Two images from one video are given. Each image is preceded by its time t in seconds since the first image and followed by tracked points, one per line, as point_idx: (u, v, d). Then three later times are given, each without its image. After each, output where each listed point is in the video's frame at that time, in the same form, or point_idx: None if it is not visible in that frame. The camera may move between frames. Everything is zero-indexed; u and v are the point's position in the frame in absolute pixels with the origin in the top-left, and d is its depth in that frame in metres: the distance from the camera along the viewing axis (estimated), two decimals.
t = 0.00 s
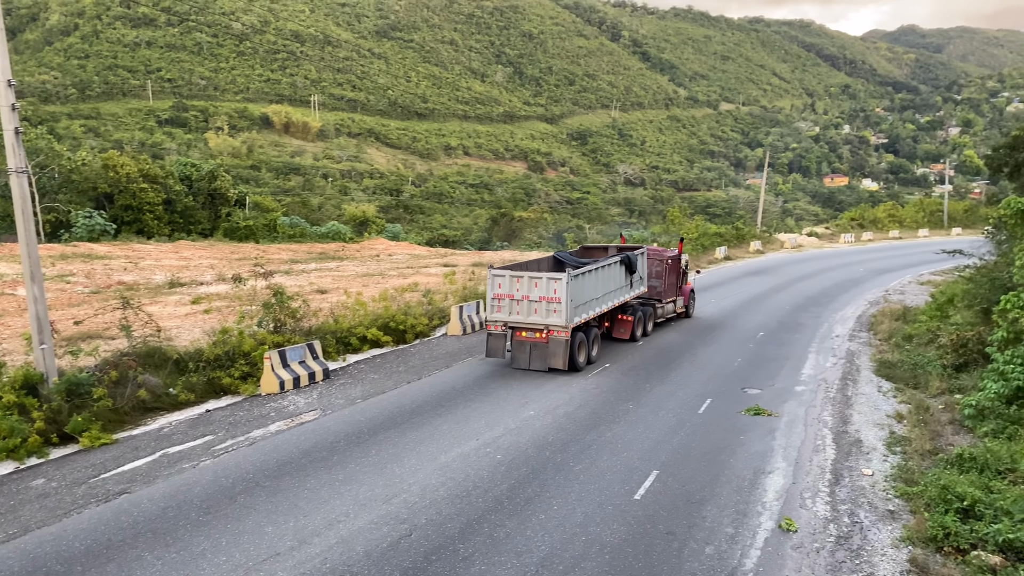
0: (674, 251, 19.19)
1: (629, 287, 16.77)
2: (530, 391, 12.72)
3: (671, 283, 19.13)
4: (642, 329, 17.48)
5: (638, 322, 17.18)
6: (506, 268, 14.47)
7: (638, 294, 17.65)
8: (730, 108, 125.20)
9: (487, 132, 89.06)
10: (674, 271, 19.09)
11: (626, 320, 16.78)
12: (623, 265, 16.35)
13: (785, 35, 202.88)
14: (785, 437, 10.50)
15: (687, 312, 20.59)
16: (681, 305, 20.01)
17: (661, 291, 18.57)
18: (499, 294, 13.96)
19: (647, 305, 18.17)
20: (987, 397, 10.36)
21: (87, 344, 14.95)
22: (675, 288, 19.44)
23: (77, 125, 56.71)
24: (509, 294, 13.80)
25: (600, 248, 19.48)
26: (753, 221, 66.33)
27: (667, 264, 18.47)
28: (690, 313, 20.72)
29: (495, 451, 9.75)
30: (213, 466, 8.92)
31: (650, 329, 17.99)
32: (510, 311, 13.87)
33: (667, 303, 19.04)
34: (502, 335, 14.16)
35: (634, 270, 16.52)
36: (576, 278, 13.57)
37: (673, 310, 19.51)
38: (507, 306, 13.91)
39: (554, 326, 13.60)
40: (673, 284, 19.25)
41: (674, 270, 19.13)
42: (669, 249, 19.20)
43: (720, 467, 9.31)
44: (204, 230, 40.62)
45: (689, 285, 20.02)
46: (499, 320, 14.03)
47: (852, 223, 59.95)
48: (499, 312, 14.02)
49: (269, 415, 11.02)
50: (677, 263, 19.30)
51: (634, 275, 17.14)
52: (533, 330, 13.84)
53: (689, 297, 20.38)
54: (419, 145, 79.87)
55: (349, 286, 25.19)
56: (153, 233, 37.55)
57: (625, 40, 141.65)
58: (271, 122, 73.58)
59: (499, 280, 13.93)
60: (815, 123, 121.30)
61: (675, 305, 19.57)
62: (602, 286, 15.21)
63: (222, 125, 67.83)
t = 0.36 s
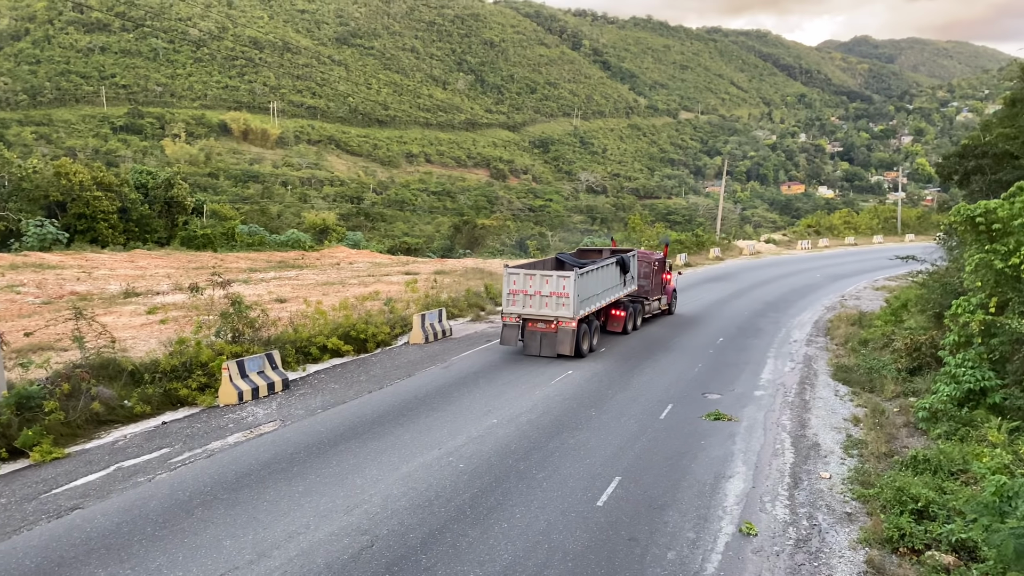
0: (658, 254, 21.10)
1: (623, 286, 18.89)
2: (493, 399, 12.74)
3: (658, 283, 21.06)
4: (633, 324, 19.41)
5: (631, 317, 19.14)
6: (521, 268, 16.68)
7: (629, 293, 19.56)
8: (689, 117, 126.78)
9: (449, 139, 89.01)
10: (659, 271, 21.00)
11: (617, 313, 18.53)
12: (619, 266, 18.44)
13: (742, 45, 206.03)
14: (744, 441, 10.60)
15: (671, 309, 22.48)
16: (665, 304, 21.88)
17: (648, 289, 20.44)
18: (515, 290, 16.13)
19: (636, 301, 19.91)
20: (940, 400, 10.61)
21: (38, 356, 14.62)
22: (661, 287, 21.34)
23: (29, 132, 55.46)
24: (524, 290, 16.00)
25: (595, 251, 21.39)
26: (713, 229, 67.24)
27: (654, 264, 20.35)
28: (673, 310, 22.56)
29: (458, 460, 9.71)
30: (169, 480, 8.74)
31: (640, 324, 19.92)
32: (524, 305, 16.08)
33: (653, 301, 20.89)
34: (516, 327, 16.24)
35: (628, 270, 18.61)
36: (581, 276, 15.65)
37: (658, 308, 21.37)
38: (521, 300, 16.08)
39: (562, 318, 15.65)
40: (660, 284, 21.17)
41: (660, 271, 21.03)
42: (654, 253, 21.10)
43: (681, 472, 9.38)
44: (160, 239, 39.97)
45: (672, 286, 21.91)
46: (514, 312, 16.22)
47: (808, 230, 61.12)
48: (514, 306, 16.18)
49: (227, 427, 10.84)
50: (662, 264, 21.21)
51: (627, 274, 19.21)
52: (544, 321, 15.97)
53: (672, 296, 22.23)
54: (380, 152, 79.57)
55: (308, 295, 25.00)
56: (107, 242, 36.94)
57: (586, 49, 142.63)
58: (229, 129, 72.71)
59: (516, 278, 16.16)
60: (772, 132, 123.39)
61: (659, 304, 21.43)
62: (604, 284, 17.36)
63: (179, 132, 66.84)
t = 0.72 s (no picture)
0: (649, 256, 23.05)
1: (622, 282, 20.84)
2: (466, 404, 12.74)
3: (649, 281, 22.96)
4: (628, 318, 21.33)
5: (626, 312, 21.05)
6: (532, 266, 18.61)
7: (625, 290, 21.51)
8: (659, 123, 127.87)
9: (420, 145, 88.93)
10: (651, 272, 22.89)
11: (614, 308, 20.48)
12: (618, 265, 20.33)
13: (710, 52, 208.17)
14: (715, 445, 10.69)
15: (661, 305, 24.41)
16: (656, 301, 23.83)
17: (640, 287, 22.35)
18: (527, 287, 18.07)
19: (630, 298, 21.82)
20: (905, 402, 10.78)
21: None
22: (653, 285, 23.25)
23: None
24: (535, 286, 17.91)
25: (593, 253, 23.18)
26: (683, 234, 67.86)
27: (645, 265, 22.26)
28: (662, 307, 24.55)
29: (430, 467, 9.67)
30: (136, 490, 8.60)
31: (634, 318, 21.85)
32: (536, 299, 18.00)
33: (645, 297, 22.81)
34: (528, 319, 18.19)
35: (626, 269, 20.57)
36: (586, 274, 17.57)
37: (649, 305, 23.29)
38: (533, 296, 18.02)
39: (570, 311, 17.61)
40: (650, 282, 23.06)
41: (651, 272, 22.91)
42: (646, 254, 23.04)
43: (653, 476, 9.44)
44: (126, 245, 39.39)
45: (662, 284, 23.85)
46: (527, 306, 18.17)
47: (776, 235, 61.95)
48: (527, 300, 18.11)
49: (195, 436, 10.71)
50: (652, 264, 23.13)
51: (624, 272, 21.09)
52: (553, 314, 17.86)
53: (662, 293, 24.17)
54: (351, 158, 79.23)
55: (278, 301, 24.78)
56: (72, 249, 36.33)
57: (556, 55, 143.28)
58: (197, 134, 71.90)
59: (528, 275, 18.07)
60: (740, 138, 124.86)
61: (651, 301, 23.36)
62: (605, 281, 19.34)
63: (146, 137, 66.05)
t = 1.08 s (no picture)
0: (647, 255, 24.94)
1: (624, 279, 22.74)
2: (445, 408, 12.74)
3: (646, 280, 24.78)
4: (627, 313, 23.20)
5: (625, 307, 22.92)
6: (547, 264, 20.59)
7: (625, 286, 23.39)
8: (635, 127, 128.55)
9: (397, 148, 88.70)
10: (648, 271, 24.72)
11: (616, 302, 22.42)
12: (620, 264, 22.27)
13: (686, 57, 209.59)
14: (692, 446, 10.75)
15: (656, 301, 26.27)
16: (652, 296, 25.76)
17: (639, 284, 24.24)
18: (543, 282, 20.04)
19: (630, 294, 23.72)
20: (879, 403, 10.88)
21: None
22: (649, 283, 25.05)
23: None
24: (550, 281, 19.90)
25: (595, 253, 24.99)
26: (660, 237, 68.30)
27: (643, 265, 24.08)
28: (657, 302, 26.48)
29: (409, 472, 9.62)
30: (109, 498, 8.48)
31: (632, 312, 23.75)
32: (551, 293, 19.98)
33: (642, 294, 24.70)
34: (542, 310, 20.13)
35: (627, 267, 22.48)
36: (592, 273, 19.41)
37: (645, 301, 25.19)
38: (548, 290, 20.01)
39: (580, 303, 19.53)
40: (648, 281, 24.90)
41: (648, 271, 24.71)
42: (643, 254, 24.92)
43: (631, 478, 9.47)
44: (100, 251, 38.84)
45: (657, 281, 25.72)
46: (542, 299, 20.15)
47: (752, 238, 62.56)
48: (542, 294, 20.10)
49: (171, 442, 10.59)
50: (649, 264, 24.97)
51: (625, 270, 22.97)
52: (565, 306, 19.80)
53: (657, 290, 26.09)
54: (327, 161, 78.91)
55: (254, 306, 24.60)
56: (44, 253, 35.82)
57: (533, 59, 143.55)
58: (172, 137, 71.17)
59: (544, 272, 20.08)
60: (715, 142, 125.87)
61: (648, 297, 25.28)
62: (610, 278, 21.28)
63: (119, 140, 65.30)
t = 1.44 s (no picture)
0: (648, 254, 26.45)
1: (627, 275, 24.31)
2: (430, 411, 12.70)
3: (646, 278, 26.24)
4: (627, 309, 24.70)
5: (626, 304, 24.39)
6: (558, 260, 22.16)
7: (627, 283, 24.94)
8: (618, 129, 128.91)
9: (380, 151, 88.45)
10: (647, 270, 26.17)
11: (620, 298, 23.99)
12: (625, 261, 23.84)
13: (668, 60, 210.42)
14: (676, 447, 10.78)
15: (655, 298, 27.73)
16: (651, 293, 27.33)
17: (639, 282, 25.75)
18: (555, 277, 21.63)
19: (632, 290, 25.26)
20: (861, 403, 10.98)
21: None
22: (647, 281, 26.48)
23: None
24: (561, 277, 21.50)
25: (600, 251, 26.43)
26: (643, 239, 68.54)
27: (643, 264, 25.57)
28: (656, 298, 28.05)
29: (392, 475, 9.58)
30: (89, 503, 8.40)
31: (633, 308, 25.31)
32: (562, 287, 21.59)
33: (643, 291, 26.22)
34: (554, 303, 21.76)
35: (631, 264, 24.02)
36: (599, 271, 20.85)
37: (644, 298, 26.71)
38: (559, 284, 21.61)
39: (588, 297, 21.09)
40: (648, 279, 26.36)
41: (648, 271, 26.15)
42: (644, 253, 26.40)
43: (615, 479, 9.48)
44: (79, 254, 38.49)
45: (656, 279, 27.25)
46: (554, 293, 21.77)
47: (734, 240, 62.97)
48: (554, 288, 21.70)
49: (152, 447, 10.50)
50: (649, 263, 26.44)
51: (629, 267, 24.49)
52: (575, 299, 21.42)
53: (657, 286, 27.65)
54: (310, 163, 78.56)
55: (236, 309, 24.43)
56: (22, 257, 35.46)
57: (516, 62, 143.61)
58: (153, 140, 70.60)
59: (555, 268, 21.66)
60: (698, 144, 126.45)
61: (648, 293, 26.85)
62: (616, 274, 22.87)
63: (99, 143, 64.70)
